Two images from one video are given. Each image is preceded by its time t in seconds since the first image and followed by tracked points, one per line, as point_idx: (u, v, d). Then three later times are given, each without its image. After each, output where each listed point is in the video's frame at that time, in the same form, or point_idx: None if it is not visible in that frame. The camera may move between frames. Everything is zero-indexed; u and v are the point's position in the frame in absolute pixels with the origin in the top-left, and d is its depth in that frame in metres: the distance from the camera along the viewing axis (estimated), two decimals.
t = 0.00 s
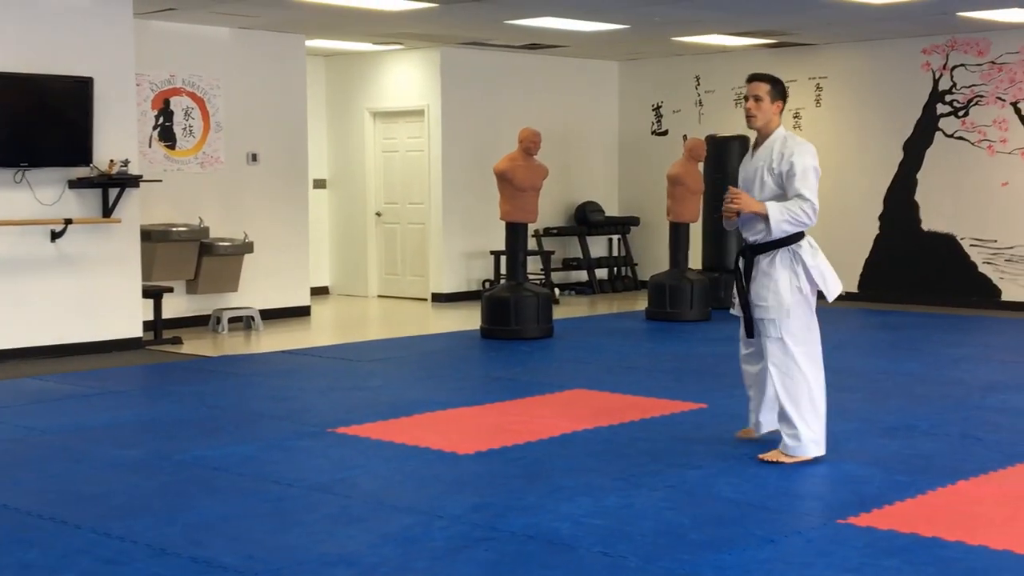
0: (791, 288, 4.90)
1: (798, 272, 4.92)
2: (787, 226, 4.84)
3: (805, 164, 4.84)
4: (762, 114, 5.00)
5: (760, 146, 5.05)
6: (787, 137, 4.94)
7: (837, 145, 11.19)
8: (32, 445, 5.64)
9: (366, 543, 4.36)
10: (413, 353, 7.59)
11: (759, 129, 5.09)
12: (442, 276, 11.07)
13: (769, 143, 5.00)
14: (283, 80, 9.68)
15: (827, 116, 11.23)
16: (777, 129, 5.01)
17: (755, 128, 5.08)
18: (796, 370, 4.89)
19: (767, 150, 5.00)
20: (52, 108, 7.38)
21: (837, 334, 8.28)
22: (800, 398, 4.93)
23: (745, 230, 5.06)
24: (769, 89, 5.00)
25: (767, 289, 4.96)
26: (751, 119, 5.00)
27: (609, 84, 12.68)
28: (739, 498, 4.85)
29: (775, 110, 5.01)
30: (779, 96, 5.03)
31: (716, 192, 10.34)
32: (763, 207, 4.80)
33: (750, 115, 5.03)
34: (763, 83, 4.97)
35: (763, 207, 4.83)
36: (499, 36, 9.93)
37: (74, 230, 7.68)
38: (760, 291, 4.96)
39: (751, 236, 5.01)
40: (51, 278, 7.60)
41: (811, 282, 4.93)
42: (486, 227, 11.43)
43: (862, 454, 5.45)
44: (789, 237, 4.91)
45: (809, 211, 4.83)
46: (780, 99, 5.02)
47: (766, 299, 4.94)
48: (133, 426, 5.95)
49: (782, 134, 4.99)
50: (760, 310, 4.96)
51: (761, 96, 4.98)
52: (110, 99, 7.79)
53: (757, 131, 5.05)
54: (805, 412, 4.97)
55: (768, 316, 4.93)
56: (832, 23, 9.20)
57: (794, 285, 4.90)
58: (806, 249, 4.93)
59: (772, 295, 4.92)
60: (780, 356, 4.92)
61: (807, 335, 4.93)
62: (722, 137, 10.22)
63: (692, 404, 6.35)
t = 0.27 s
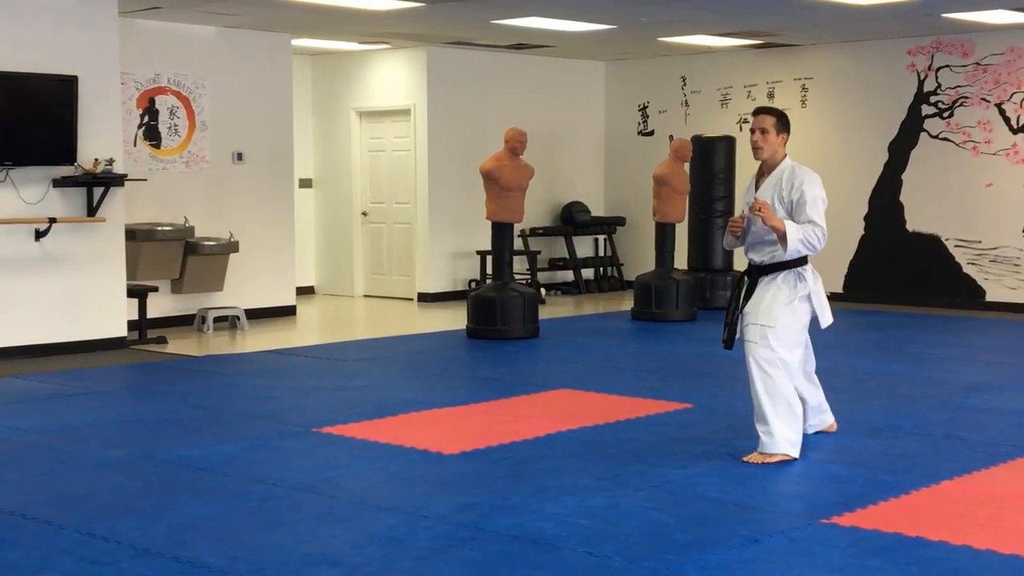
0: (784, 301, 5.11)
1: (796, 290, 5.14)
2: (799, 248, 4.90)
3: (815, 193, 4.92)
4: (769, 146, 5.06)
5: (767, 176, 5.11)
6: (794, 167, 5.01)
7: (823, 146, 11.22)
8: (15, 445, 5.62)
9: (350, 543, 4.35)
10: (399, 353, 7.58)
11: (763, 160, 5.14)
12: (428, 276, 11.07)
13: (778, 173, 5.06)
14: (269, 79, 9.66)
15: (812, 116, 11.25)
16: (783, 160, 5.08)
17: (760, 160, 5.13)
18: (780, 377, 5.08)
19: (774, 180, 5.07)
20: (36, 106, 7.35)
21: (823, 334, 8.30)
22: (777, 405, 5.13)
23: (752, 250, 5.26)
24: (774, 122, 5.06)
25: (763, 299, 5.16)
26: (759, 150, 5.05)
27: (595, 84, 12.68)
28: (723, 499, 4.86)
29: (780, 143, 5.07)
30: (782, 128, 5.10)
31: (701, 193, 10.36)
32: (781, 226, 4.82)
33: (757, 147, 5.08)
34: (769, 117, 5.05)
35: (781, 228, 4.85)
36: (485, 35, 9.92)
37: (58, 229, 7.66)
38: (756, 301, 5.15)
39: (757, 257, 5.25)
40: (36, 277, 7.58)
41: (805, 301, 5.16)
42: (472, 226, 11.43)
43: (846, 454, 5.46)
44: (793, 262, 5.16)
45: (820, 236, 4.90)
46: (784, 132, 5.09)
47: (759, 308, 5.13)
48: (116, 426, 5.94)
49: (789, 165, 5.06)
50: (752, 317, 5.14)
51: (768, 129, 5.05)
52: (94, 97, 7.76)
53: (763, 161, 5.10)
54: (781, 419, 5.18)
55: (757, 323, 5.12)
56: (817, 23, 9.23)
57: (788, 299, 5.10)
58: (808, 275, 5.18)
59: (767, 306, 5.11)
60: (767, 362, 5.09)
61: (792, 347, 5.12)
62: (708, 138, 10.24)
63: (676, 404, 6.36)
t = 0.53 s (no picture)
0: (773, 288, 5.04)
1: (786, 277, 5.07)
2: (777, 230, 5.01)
3: (802, 179, 5.03)
4: (765, 135, 5.14)
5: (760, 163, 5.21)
6: (787, 156, 5.10)
7: (814, 145, 11.23)
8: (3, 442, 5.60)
9: (339, 541, 4.35)
10: (389, 350, 7.58)
11: (761, 149, 5.21)
12: (419, 274, 11.06)
13: (771, 162, 5.16)
14: (259, 76, 9.64)
15: (802, 114, 11.27)
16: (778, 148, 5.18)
17: (757, 149, 5.21)
18: (766, 359, 4.94)
19: (767, 168, 5.17)
20: (25, 102, 7.33)
21: (812, 332, 8.32)
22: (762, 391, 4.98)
23: (745, 235, 5.18)
24: (771, 111, 5.11)
25: (751, 286, 5.10)
26: (754, 139, 5.14)
27: (585, 82, 12.68)
28: (712, 496, 4.86)
29: (776, 131, 5.15)
30: (780, 118, 5.15)
31: (691, 190, 10.38)
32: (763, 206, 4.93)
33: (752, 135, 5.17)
34: (764, 106, 5.09)
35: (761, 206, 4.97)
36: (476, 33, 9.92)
37: (47, 226, 7.64)
38: (745, 287, 5.09)
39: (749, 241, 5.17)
40: (25, 274, 7.56)
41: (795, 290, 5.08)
42: (463, 224, 11.43)
43: (835, 452, 5.47)
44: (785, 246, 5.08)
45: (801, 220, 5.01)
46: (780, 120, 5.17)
47: (747, 293, 5.06)
48: (105, 423, 5.93)
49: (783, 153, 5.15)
50: (740, 302, 5.07)
51: (763, 118, 5.10)
52: (82, 94, 7.74)
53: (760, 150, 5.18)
54: (765, 407, 5.03)
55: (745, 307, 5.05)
56: (807, 21, 9.23)
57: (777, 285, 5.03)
58: (800, 262, 5.12)
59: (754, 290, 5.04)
60: (754, 345, 4.97)
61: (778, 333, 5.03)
62: (698, 135, 10.25)
63: (666, 402, 6.36)
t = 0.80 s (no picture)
0: (765, 293, 5.17)
1: (778, 282, 5.20)
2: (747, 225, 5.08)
3: (783, 181, 5.10)
4: (761, 141, 5.27)
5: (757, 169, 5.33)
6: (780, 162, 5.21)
7: (810, 143, 11.24)
8: None
9: (335, 539, 4.35)
10: (385, 348, 7.57)
11: (758, 155, 5.35)
12: (414, 272, 11.06)
13: (767, 168, 5.27)
14: (255, 74, 9.64)
15: (799, 112, 11.28)
16: (775, 154, 5.28)
17: (755, 155, 5.34)
18: (756, 366, 5.12)
19: (763, 174, 5.29)
20: (21, 101, 7.33)
21: (808, 330, 8.32)
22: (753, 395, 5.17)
23: (740, 240, 5.34)
24: (766, 117, 5.25)
25: (744, 291, 5.24)
26: (750, 145, 5.28)
27: (582, 80, 12.68)
28: (707, 494, 4.87)
29: (772, 137, 5.26)
30: (776, 124, 5.28)
31: (687, 189, 10.38)
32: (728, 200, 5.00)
33: (750, 142, 5.30)
34: (760, 112, 5.22)
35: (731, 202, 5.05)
36: (472, 31, 9.92)
37: (43, 224, 7.63)
38: (738, 292, 5.23)
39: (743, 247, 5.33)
40: (21, 272, 7.55)
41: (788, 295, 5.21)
42: (459, 222, 11.42)
43: (829, 450, 5.48)
44: (776, 254, 5.22)
45: (770, 217, 5.07)
46: (778, 127, 5.27)
47: (740, 298, 5.21)
48: (100, 421, 5.92)
49: (778, 159, 5.25)
50: (732, 307, 5.22)
51: (758, 125, 5.23)
52: (78, 91, 7.73)
53: (756, 156, 5.31)
54: (754, 409, 5.19)
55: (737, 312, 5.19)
56: (802, 20, 9.24)
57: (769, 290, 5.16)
58: (792, 268, 5.24)
59: (746, 296, 5.18)
60: (744, 351, 5.14)
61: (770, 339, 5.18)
62: (694, 134, 10.25)
63: (662, 400, 6.36)
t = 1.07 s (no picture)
0: (764, 290, 5.17)
1: (777, 279, 5.20)
2: (749, 220, 5.08)
3: (785, 177, 5.10)
4: (761, 136, 5.26)
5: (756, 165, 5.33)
6: (781, 157, 5.21)
7: (809, 141, 11.24)
8: None
9: (335, 537, 4.35)
10: (384, 347, 7.57)
11: (758, 151, 5.35)
12: (414, 270, 11.06)
13: (767, 163, 5.27)
14: (254, 73, 9.63)
15: (798, 111, 11.27)
16: (775, 150, 5.28)
17: (755, 150, 5.34)
18: (754, 362, 5.11)
19: (762, 169, 5.28)
20: (20, 99, 7.32)
21: (807, 328, 8.33)
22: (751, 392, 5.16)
23: (739, 236, 5.35)
24: (767, 113, 5.25)
25: (743, 289, 5.25)
26: (750, 140, 5.27)
27: (581, 78, 12.68)
28: (707, 492, 4.87)
29: (773, 132, 5.26)
30: (776, 119, 5.29)
31: (686, 187, 10.38)
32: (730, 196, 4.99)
33: (750, 137, 5.30)
34: (760, 107, 5.22)
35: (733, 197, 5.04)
36: (472, 30, 9.92)
37: (42, 222, 7.63)
38: (736, 289, 5.24)
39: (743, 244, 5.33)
40: (20, 271, 7.55)
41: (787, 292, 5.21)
42: (458, 220, 11.42)
43: (829, 448, 5.48)
44: (774, 250, 5.23)
45: (772, 213, 5.06)
46: (779, 123, 5.28)
47: (739, 296, 5.20)
48: (99, 420, 5.92)
49: (779, 155, 5.25)
50: (731, 305, 5.22)
51: (759, 120, 5.24)
52: (78, 90, 7.73)
53: (756, 151, 5.31)
54: (752, 407, 5.18)
55: (736, 310, 5.18)
56: (802, 18, 9.24)
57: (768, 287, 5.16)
58: (790, 265, 5.25)
59: (745, 293, 5.18)
60: (741, 348, 5.14)
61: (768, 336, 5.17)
62: (694, 132, 10.25)
63: (661, 398, 6.36)
